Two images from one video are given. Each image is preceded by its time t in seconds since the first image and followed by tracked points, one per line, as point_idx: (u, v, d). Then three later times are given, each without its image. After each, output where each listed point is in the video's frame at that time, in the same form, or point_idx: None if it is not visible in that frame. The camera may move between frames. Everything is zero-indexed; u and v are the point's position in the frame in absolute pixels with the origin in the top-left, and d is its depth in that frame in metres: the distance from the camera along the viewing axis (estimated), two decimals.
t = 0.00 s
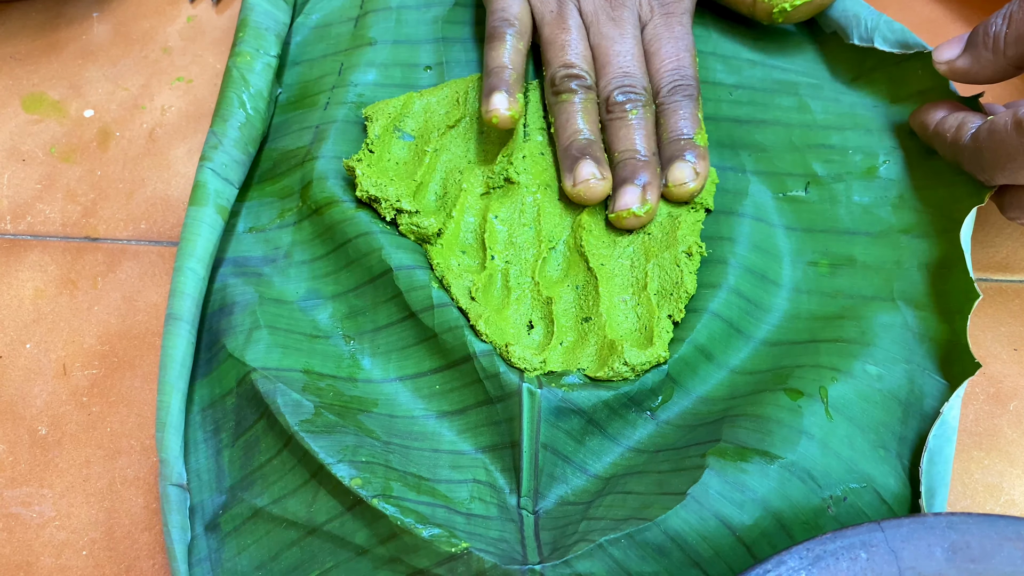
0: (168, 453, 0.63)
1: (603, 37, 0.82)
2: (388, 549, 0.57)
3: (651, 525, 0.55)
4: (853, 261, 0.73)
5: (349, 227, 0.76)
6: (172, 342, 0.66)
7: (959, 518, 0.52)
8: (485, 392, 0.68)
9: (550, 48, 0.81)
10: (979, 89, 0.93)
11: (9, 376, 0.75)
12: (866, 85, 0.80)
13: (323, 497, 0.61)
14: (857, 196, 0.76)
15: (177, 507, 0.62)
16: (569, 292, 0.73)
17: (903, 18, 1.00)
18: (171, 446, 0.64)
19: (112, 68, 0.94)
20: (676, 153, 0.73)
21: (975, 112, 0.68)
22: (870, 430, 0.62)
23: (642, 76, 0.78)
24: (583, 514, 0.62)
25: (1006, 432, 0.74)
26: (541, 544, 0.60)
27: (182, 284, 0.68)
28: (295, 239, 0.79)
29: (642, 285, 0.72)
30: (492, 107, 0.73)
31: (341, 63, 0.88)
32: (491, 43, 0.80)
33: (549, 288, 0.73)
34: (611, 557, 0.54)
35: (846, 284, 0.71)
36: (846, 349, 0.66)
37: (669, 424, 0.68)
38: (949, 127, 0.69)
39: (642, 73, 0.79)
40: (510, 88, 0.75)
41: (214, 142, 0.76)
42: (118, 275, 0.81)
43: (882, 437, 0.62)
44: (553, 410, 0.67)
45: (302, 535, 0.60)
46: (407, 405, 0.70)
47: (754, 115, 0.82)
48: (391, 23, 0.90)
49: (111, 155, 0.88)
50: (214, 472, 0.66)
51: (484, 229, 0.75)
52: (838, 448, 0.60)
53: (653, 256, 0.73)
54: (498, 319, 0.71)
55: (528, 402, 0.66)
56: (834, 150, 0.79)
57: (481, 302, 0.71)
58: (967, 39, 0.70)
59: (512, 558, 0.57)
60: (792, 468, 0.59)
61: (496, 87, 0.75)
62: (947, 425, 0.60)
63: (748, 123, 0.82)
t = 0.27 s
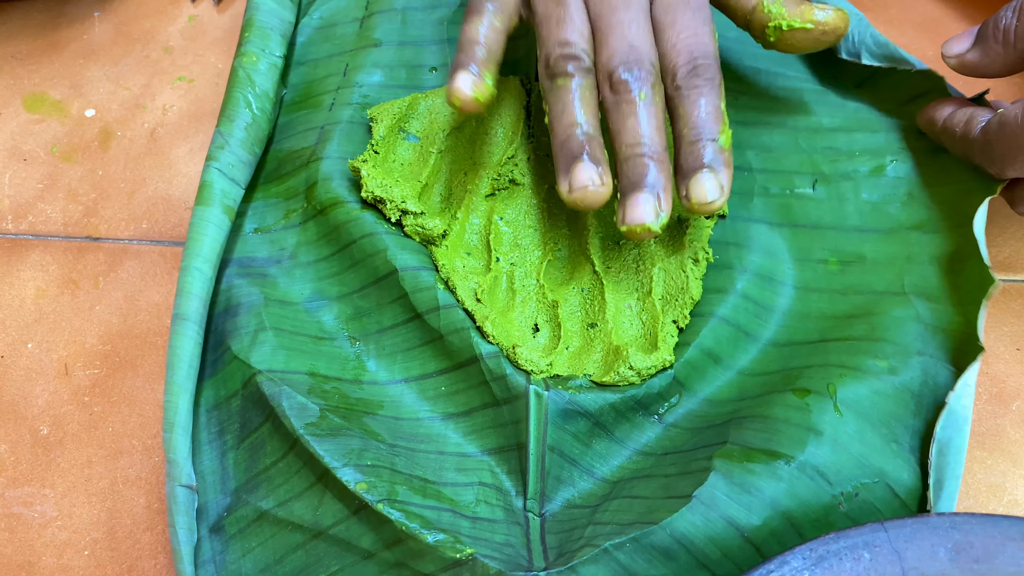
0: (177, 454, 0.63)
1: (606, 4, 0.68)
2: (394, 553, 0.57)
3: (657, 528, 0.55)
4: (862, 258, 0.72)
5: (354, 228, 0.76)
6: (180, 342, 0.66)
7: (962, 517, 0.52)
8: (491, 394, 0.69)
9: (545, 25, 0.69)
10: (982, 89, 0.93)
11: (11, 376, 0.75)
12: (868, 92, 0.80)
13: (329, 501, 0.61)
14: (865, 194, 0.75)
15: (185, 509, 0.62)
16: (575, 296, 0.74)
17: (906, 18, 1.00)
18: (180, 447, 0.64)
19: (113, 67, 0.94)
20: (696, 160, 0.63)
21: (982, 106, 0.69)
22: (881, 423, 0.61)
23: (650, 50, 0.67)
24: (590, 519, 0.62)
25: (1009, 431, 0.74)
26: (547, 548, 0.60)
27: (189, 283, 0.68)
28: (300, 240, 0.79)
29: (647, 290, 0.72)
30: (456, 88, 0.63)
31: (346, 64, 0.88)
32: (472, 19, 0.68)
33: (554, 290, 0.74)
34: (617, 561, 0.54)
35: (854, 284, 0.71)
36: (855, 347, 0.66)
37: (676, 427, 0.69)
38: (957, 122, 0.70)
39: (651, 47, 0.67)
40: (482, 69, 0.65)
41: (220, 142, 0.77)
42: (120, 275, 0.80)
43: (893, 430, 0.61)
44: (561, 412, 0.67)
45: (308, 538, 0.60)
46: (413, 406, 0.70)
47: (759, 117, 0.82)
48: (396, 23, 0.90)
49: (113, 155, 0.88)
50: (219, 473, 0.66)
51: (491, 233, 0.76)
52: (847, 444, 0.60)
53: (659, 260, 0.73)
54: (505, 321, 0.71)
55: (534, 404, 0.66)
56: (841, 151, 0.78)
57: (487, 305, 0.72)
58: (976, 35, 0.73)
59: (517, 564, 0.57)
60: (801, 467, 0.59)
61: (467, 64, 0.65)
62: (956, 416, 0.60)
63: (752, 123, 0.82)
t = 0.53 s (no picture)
0: (181, 454, 0.63)
1: (648, 110, 0.75)
2: (396, 554, 0.57)
3: (661, 530, 0.55)
4: (863, 259, 0.72)
5: (356, 227, 0.76)
6: (182, 342, 0.66)
7: (964, 518, 0.52)
8: (494, 394, 0.68)
9: (591, 120, 0.75)
10: (983, 89, 0.93)
11: (12, 376, 0.75)
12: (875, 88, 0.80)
13: (332, 501, 0.61)
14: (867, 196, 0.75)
15: (188, 508, 0.62)
16: (579, 295, 0.72)
17: (907, 17, 1.00)
18: (183, 447, 0.64)
19: (114, 67, 0.94)
20: (726, 240, 0.69)
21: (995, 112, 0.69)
22: (883, 426, 0.61)
23: (687, 147, 0.73)
24: (593, 518, 0.62)
25: (1011, 431, 0.74)
26: (551, 548, 0.60)
27: (192, 283, 0.68)
28: (303, 239, 0.79)
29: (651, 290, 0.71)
30: (538, 190, 0.68)
31: (348, 64, 0.88)
32: (532, 115, 0.74)
33: (556, 290, 0.73)
34: (620, 563, 0.53)
35: (856, 284, 0.71)
36: (859, 345, 0.66)
37: (679, 427, 0.68)
38: (969, 126, 0.69)
39: (688, 148, 0.73)
40: (556, 163, 0.70)
41: (223, 141, 0.77)
42: (121, 275, 0.81)
43: (895, 432, 0.61)
44: (564, 411, 0.67)
45: (310, 538, 0.60)
46: (415, 406, 0.70)
47: (761, 119, 0.82)
48: (398, 23, 0.90)
49: (114, 155, 0.88)
50: (221, 474, 0.66)
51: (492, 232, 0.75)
52: (850, 445, 0.60)
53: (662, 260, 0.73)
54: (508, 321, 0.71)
55: (538, 403, 0.66)
56: (842, 152, 0.78)
57: (489, 304, 0.71)
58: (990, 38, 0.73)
59: (521, 564, 0.57)
60: (803, 469, 0.59)
61: (543, 165, 0.69)
62: (961, 420, 0.60)
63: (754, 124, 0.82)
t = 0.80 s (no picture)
0: (179, 456, 0.63)
1: (624, 87, 0.66)
2: (397, 552, 0.58)
3: (660, 528, 0.55)
4: (862, 265, 0.73)
5: (357, 230, 0.76)
6: (183, 344, 0.66)
7: (962, 517, 0.52)
8: (493, 396, 0.69)
9: (557, 110, 0.68)
10: (981, 90, 0.93)
11: (14, 377, 0.75)
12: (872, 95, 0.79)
13: (332, 501, 0.61)
14: (867, 202, 0.76)
15: (188, 509, 0.62)
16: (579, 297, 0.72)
17: (906, 18, 1.00)
18: (183, 449, 0.64)
19: (115, 69, 0.94)
20: (740, 270, 0.62)
21: (993, 116, 0.69)
22: (881, 428, 0.62)
23: (672, 138, 0.64)
24: (591, 519, 0.62)
25: (1009, 431, 0.74)
26: (550, 548, 0.60)
27: (192, 286, 0.68)
28: (305, 241, 0.79)
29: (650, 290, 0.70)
30: (458, 207, 0.64)
31: (349, 66, 0.88)
32: (474, 118, 0.68)
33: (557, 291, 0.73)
34: (619, 561, 0.54)
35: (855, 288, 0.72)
36: (855, 351, 0.67)
37: (678, 428, 0.69)
38: (967, 131, 0.69)
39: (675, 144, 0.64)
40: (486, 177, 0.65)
41: (224, 143, 0.77)
42: (122, 276, 0.81)
43: (893, 435, 0.61)
44: (562, 414, 0.68)
45: (311, 538, 0.61)
46: (416, 407, 0.71)
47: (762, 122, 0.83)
48: (399, 26, 0.90)
49: (115, 156, 0.88)
50: (222, 475, 0.66)
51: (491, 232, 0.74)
52: (847, 448, 0.60)
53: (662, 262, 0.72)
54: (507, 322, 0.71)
55: (535, 405, 0.67)
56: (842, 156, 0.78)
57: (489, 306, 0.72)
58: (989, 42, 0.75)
59: (521, 563, 0.57)
60: (802, 470, 0.59)
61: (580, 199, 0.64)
62: (954, 421, 0.61)
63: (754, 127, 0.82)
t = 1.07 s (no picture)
0: (182, 459, 0.63)
1: (628, 174, 0.72)
2: (395, 561, 0.58)
3: (658, 539, 0.55)
4: (860, 262, 0.73)
5: (359, 230, 0.76)
6: (184, 348, 0.66)
7: (959, 518, 0.52)
8: (499, 397, 0.68)
9: (568, 184, 0.73)
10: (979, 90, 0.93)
11: (12, 378, 0.75)
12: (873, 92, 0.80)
13: (332, 508, 0.61)
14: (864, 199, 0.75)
15: (188, 514, 0.62)
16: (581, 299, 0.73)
17: (904, 18, 1.00)
18: (184, 453, 0.64)
19: (114, 70, 0.94)
20: (703, 320, 0.65)
21: (990, 125, 0.69)
22: (878, 436, 0.62)
23: (666, 213, 0.70)
24: (591, 524, 0.61)
25: (1008, 432, 0.74)
26: (550, 555, 0.60)
27: (192, 290, 0.68)
28: (305, 243, 0.79)
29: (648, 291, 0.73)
30: (515, 262, 0.66)
31: (348, 65, 0.88)
32: (512, 181, 0.71)
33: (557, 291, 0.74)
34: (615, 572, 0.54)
35: (854, 289, 0.71)
36: (855, 347, 0.67)
37: (678, 432, 0.69)
38: (966, 140, 0.70)
39: (672, 218, 0.70)
40: (534, 235, 0.67)
41: (224, 147, 0.77)
42: (120, 277, 0.81)
43: (889, 443, 0.62)
44: (571, 418, 0.66)
45: (310, 545, 0.61)
46: (416, 411, 0.70)
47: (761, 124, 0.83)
48: (398, 26, 0.90)
49: (113, 157, 0.88)
50: (222, 479, 0.66)
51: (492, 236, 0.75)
52: (845, 455, 0.61)
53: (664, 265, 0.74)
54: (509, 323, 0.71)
55: (545, 408, 0.66)
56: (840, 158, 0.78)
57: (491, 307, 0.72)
58: (985, 49, 0.70)
59: (517, 573, 0.57)
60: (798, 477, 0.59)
61: (521, 235, 0.67)
62: (956, 432, 0.61)
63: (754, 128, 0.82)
